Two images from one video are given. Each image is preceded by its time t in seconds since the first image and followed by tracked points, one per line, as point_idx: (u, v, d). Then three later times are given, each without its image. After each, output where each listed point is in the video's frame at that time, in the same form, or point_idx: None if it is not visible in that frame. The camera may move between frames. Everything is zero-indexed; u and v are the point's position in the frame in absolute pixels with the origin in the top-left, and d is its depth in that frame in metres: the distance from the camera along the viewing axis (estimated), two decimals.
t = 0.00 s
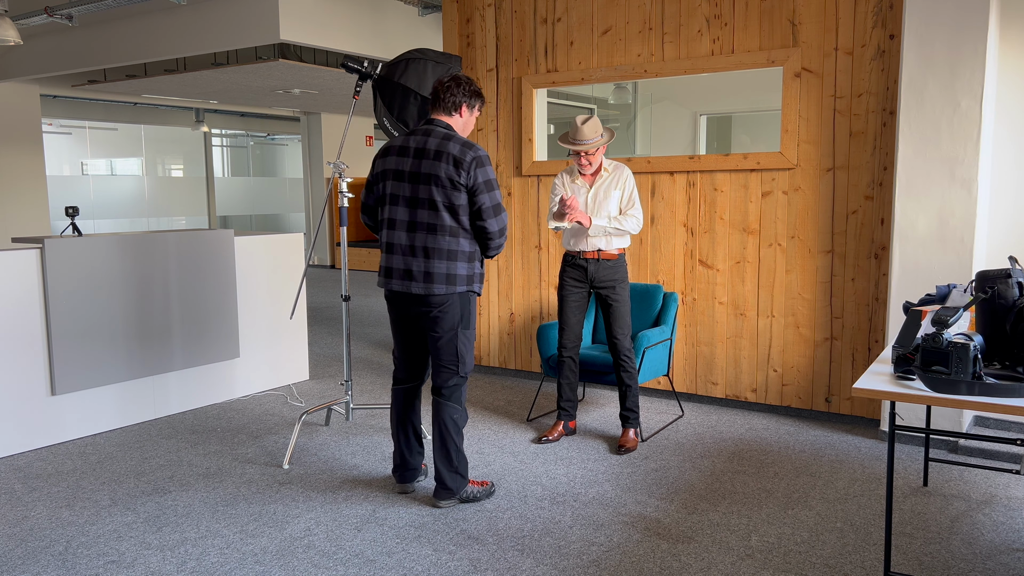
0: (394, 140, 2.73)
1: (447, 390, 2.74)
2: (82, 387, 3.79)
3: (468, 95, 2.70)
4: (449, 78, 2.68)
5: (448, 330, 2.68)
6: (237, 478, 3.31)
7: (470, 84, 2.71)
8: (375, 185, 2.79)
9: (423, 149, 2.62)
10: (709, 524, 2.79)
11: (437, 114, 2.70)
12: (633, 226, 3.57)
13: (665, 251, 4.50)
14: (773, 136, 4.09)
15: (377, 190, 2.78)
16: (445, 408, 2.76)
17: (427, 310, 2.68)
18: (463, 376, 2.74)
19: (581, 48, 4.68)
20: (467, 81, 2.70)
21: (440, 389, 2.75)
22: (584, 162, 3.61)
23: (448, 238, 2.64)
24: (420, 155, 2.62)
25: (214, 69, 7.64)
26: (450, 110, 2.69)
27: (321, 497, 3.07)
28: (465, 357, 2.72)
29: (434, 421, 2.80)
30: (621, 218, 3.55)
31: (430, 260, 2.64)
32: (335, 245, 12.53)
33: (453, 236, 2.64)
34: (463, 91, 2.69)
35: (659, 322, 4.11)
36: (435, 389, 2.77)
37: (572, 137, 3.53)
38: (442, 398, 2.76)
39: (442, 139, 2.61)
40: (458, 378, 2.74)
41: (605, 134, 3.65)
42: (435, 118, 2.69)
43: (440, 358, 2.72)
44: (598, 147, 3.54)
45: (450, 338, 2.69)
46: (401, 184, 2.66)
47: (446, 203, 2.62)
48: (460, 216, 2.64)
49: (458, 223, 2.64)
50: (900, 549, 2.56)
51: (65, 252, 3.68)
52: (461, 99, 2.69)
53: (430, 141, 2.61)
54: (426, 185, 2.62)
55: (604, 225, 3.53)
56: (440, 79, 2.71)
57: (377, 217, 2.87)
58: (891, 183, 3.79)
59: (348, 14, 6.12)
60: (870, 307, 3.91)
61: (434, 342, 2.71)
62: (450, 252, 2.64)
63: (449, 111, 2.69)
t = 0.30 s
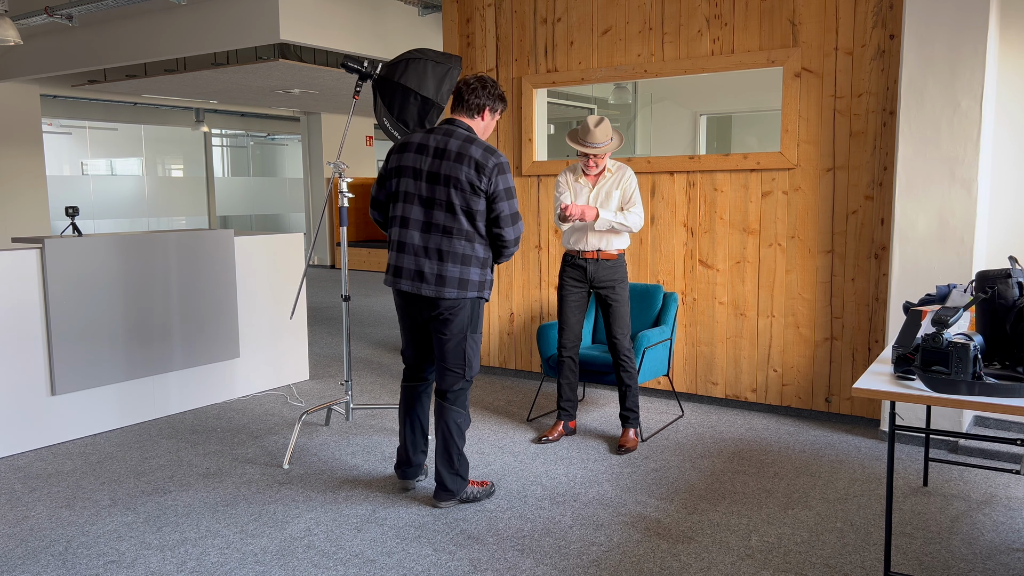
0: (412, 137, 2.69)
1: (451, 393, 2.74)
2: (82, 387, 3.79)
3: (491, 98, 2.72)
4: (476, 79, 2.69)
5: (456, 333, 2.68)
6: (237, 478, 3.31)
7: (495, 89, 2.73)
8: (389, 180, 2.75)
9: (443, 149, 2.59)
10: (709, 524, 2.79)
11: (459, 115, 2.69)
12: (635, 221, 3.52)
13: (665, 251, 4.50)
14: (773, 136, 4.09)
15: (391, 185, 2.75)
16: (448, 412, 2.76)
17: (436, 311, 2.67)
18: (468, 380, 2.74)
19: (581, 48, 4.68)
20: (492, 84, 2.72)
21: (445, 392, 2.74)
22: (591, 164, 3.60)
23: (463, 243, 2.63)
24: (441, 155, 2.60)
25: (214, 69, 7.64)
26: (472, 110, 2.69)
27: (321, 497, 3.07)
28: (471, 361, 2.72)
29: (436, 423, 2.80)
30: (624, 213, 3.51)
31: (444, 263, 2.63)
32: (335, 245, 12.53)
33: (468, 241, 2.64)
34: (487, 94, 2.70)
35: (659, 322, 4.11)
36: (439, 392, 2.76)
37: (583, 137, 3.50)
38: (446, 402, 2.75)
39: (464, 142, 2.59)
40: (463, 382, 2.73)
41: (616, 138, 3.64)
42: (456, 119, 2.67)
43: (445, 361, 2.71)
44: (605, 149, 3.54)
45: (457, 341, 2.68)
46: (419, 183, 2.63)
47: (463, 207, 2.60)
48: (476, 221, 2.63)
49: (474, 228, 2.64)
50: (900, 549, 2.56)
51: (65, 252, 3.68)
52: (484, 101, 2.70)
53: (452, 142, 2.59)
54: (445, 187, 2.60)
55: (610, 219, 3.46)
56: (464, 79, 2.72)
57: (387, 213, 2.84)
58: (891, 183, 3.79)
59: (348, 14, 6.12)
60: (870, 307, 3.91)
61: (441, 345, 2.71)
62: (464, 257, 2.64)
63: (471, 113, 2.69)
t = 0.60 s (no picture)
0: (418, 136, 2.69)
1: (453, 396, 2.74)
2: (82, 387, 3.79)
3: (499, 99, 2.71)
4: (483, 80, 2.68)
5: (457, 335, 2.67)
6: (237, 478, 3.31)
7: (502, 89, 2.72)
8: (394, 180, 2.75)
9: (449, 149, 2.58)
10: (708, 524, 2.79)
11: (466, 114, 2.69)
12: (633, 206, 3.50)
13: (665, 250, 4.50)
14: (773, 136, 4.09)
15: (396, 184, 2.75)
16: (449, 414, 2.76)
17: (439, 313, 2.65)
18: (470, 382, 2.74)
19: (581, 48, 4.68)
20: (500, 84, 2.71)
21: (446, 395, 2.74)
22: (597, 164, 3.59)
23: (466, 245, 2.62)
24: (446, 155, 2.59)
25: (214, 69, 7.64)
26: (479, 111, 2.68)
27: (321, 497, 3.07)
28: (472, 363, 2.71)
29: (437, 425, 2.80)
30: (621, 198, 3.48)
31: (445, 264, 2.62)
32: (335, 245, 12.53)
33: (471, 243, 2.63)
34: (495, 93, 2.69)
35: (659, 322, 4.11)
36: (440, 394, 2.76)
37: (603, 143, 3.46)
38: (447, 405, 2.75)
39: (469, 142, 2.58)
40: (464, 384, 2.73)
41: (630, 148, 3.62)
42: (462, 118, 2.67)
43: (446, 364, 2.70)
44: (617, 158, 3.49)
45: (458, 344, 2.68)
46: (423, 183, 2.63)
47: (467, 209, 2.59)
48: (479, 223, 2.62)
49: (478, 230, 2.63)
50: (900, 549, 2.56)
51: (65, 252, 3.68)
52: (492, 101, 2.68)
53: (457, 143, 2.58)
54: (448, 188, 2.59)
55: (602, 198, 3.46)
56: (472, 79, 2.70)
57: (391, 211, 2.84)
58: (891, 183, 3.79)
59: (348, 14, 6.12)
60: (870, 307, 3.91)
61: (441, 347, 2.70)
62: (466, 259, 2.63)
63: (478, 113, 2.68)
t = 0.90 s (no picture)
0: (411, 136, 2.69)
1: (451, 398, 2.74)
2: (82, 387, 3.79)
3: (494, 97, 2.70)
4: (478, 79, 2.67)
5: (453, 338, 2.66)
6: (237, 478, 3.31)
7: (497, 88, 2.71)
8: (387, 180, 2.75)
9: (441, 150, 2.58)
10: (709, 524, 2.79)
11: (461, 114, 2.69)
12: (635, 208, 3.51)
13: (665, 250, 4.50)
14: (773, 136, 4.09)
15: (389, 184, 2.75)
16: (447, 417, 2.76)
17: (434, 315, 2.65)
18: (467, 383, 2.73)
19: (581, 48, 4.68)
20: (495, 83, 2.70)
21: (443, 397, 2.74)
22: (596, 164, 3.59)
23: (458, 246, 2.62)
24: (439, 156, 2.58)
25: (214, 69, 7.64)
26: (473, 110, 2.68)
27: (321, 497, 3.07)
28: (468, 365, 2.71)
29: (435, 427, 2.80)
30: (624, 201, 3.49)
31: (437, 265, 2.62)
32: (335, 245, 12.53)
33: (463, 244, 2.62)
34: (489, 92, 2.68)
35: (659, 323, 4.11)
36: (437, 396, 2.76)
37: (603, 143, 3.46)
38: (445, 407, 2.75)
39: (462, 142, 2.58)
40: (461, 386, 2.73)
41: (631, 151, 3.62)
42: (455, 118, 2.66)
43: (443, 366, 2.70)
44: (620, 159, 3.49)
45: (455, 346, 2.67)
46: (415, 183, 2.62)
47: (459, 209, 2.59)
48: (472, 224, 2.61)
49: (470, 231, 2.62)
50: (900, 549, 2.56)
51: (65, 252, 3.68)
52: (486, 100, 2.67)
53: (450, 143, 2.58)
54: (440, 188, 2.58)
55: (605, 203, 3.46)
56: (466, 78, 2.69)
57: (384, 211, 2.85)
58: (891, 183, 3.79)
59: (348, 14, 6.12)
60: (870, 307, 3.91)
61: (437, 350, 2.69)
62: (458, 260, 2.62)
63: (473, 112, 2.68)
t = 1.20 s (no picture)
0: (383, 141, 2.66)
1: (447, 402, 2.71)
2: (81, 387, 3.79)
3: (464, 93, 2.62)
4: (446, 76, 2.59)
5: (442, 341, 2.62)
6: (237, 478, 3.31)
7: (467, 83, 2.62)
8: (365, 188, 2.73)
9: (412, 152, 2.55)
10: (708, 524, 2.79)
11: (431, 113, 2.61)
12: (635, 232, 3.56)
13: (665, 250, 4.50)
14: (773, 136, 4.09)
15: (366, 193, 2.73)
16: (442, 420, 2.74)
17: (418, 323, 2.61)
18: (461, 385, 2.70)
19: (581, 48, 4.68)
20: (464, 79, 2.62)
21: (438, 401, 2.72)
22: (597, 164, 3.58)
23: (436, 248, 2.57)
24: (410, 159, 2.55)
25: (214, 69, 7.64)
26: (444, 109, 2.60)
27: (321, 497, 3.08)
28: (460, 367, 2.66)
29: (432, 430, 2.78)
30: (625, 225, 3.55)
31: (418, 269, 2.58)
32: (335, 245, 12.54)
33: (441, 245, 2.57)
34: (458, 90, 2.60)
35: (660, 323, 4.11)
36: (432, 400, 2.74)
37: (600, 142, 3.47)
38: (440, 410, 2.74)
39: (431, 143, 2.54)
40: (455, 389, 2.69)
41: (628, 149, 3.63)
42: (426, 118, 2.61)
43: (434, 370, 2.66)
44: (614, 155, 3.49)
45: (447, 349, 2.63)
46: (389, 188, 2.59)
47: (434, 211, 2.54)
48: (448, 225, 2.56)
49: (447, 231, 2.57)
50: (900, 549, 2.56)
51: (65, 252, 3.68)
52: (456, 97, 2.60)
53: (420, 145, 2.54)
54: (414, 191, 2.54)
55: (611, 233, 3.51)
56: (435, 76, 2.63)
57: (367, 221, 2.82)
58: (891, 183, 3.79)
59: (348, 14, 6.12)
60: (870, 307, 3.91)
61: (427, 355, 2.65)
62: (438, 262, 2.57)
63: (444, 111, 2.60)
